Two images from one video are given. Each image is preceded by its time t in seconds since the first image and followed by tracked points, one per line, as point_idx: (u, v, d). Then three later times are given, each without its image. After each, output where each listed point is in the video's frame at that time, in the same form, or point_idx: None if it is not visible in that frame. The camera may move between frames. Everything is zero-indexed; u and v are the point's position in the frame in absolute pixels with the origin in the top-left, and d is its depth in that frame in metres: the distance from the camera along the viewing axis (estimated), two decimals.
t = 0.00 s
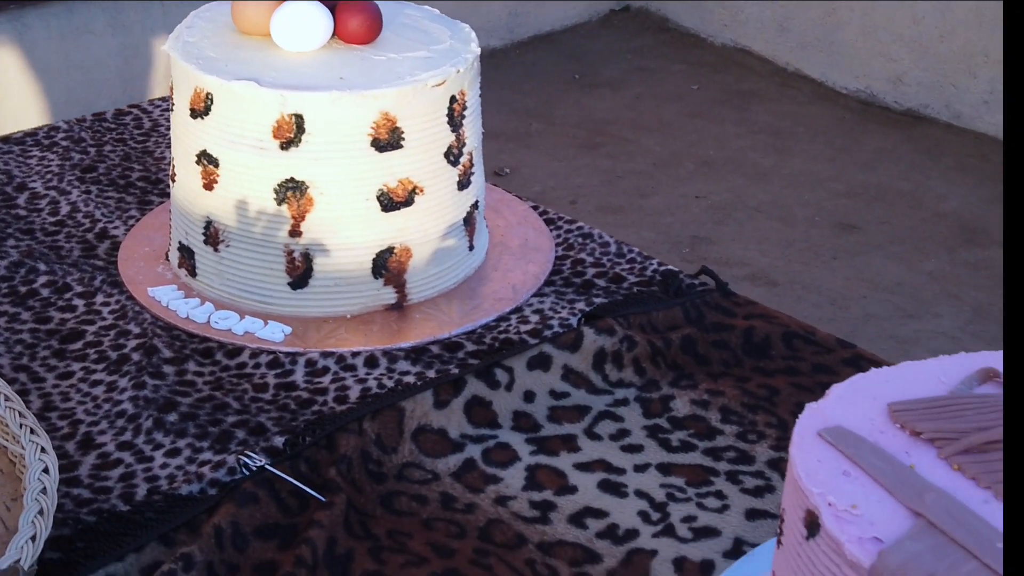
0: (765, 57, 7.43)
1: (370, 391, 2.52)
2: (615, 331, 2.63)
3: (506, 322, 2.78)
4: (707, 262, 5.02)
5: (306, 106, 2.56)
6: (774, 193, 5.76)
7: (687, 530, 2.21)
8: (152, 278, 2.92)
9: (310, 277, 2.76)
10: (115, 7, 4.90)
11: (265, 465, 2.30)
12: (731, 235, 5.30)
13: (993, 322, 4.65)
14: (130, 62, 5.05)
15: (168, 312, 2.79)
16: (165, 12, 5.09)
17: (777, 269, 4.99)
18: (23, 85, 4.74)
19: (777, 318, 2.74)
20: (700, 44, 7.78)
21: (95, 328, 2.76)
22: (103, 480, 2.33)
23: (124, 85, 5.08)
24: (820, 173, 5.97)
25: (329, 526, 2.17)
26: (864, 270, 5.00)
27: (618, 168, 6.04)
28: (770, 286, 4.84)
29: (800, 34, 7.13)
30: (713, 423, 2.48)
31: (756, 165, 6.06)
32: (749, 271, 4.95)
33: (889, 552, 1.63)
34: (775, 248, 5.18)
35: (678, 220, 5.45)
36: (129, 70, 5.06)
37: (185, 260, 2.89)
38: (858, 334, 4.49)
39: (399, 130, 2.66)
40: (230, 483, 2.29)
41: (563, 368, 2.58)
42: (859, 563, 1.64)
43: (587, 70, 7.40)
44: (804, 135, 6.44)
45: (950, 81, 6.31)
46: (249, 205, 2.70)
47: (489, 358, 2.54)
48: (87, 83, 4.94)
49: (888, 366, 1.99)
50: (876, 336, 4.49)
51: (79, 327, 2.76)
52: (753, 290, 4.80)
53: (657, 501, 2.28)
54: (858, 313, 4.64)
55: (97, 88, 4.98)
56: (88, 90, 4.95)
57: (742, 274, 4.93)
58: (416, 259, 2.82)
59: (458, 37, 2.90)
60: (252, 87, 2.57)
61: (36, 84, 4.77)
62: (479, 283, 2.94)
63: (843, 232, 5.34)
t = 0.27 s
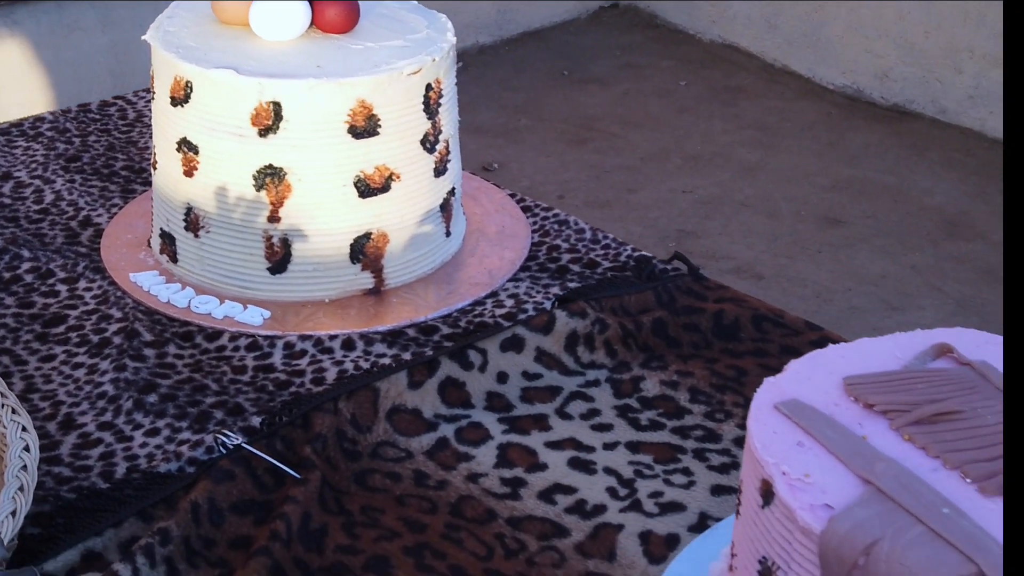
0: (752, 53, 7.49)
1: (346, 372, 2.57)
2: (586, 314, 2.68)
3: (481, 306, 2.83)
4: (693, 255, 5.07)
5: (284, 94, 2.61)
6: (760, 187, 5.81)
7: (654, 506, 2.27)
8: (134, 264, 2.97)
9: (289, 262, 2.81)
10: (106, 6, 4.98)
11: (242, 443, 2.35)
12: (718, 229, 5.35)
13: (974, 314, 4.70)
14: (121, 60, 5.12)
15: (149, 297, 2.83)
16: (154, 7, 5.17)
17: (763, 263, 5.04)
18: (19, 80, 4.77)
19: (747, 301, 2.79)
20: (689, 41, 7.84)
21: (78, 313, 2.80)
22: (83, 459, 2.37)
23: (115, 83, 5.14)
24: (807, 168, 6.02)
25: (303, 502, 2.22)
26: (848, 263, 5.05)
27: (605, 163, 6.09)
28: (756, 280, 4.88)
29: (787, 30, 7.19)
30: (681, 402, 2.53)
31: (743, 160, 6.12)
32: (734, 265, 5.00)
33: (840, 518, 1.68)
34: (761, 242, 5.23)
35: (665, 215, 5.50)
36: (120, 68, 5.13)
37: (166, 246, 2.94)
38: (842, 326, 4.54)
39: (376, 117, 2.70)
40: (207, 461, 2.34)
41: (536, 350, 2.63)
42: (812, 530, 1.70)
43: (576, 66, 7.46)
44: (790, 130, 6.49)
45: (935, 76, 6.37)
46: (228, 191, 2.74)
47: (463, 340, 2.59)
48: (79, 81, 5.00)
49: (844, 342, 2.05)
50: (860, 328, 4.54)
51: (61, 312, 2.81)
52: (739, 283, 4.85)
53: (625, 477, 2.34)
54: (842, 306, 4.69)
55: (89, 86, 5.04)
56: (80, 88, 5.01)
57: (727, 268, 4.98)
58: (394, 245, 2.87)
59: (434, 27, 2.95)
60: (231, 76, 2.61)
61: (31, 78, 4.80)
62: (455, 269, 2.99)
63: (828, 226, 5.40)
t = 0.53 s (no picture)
0: (741, 50, 7.55)
1: (324, 354, 2.62)
2: (560, 297, 2.74)
3: (458, 291, 2.88)
4: (681, 249, 5.12)
5: (263, 82, 2.66)
6: (748, 182, 5.87)
7: (622, 481, 2.33)
8: (118, 251, 3.02)
9: (269, 248, 2.87)
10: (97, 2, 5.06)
11: (220, 422, 2.40)
12: (706, 224, 5.40)
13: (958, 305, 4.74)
14: (112, 54, 5.20)
15: (132, 282, 2.89)
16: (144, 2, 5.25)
17: (751, 257, 5.09)
18: (9, 77, 4.84)
19: (718, 285, 2.85)
20: (679, 37, 7.90)
21: (62, 298, 2.86)
22: (66, 438, 2.42)
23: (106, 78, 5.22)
24: (794, 163, 6.07)
25: (280, 478, 2.27)
26: (834, 257, 5.10)
27: (594, 158, 6.14)
28: (742, 274, 4.93)
29: (775, 27, 7.26)
30: (652, 383, 2.59)
31: (731, 156, 6.18)
32: (721, 259, 5.05)
33: (793, 485, 1.74)
34: (748, 236, 5.29)
35: (653, 210, 5.55)
36: (111, 63, 5.21)
37: (150, 233, 2.99)
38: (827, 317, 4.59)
39: (354, 105, 2.75)
40: (187, 439, 2.39)
41: (510, 332, 2.69)
42: (765, 497, 1.76)
43: (567, 63, 7.52)
44: (777, 125, 6.55)
45: (922, 72, 6.43)
46: (209, 178, 2.80)
47: (439, 323, 2.64)
48: (70, 76, 5.07)
49: (803, 319, 2.10)
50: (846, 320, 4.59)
51: (46, 297, 2.86)
52: (725, 276, 4.90)
53: (595, 454, 2.39)
54: (827, 299, 4.74)
55: (80, 81, 5.11)
56: (72, 83, 5.08)
57: (714, 262, 5.03)
58: (372, 231, 2.92)
59: (412, 18, 3.00)
60: (211, 64, 2.66)
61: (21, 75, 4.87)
62: (433, 255, 3.05)
63: (815, 220, 5.45)
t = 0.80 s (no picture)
0: (731, 46, 7.62)
1: (302, 333, 2.68)
2: (534, 279, 2.80)
3: (435, 274, 2.94)
4: (668, 243, 5.18)
5: (243, 69, 2.71)
6: (736, 176, 5.93)
7: (591, 456, 2.38)
8: (102, 236, 3.08)
9: (250, 232, 2.92)
10: None
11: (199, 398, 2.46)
12: (694, 218, 5.46)
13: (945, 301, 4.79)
14: (105, 48, 5.27)
15: (116, 267, 2.95)
16: None
17: (738, 250, 5.14)
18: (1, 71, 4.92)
19: (690, 269, 2.91)
20: (670, 34, 7.97)
21: (48, 282, 2.91)
22: (49, 415, 2.48)
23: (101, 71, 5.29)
24: (782, 158, 6.13)
25: (257, 453, 2.33)
26: (820, 250, 5.16)
27: (584, 153, 6.20)
28: (730, 266, 4.99)
29: (764, 24, 7.32)
30: (622, 362, 2.65)
31: (719, 151, 6.24)
32: (709, 252, 5.11)
33: (747, 451, 1.80)
34: (735, 230, 5.34)
35: (642, 204, 5.61)
36: (104, 57, 5.28)
37: (133, 218, 3.05)
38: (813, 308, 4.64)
39: (332, 92, 2.81)
40: (167, 416, 2.44)
41: (485, 314, 2.75)
42: (720, 463, 1.82)
43: (557, 59, 7.58)
44: (766, 120, 6.61)
45: (909, 67, 6.49)
46: (191, 163, 2.85)
47: (415, 304, 2.70)
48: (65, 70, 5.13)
49: (763, 295, 2.16)
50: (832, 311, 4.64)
51: (31, 281, 2.92)
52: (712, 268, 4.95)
53: (565, 430, 2.45)
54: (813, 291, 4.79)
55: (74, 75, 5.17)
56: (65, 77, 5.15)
57: (702, 255, 5.08)
58: (351, 216, 2.99)
59: (390, 8, 3.06)
60: (192, 52, 2.72)
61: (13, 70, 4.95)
62: (412, 240, 3.11)
63: (803, 214, 5.51)
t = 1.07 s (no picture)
0: (721, 43, 7.69)
1: (283, 314, 2.74)
2: (509, 261, 2.87)
3: (415, 258, 3.00)
4: (657, 237, 5.25)
5: (225, 57, 2.78)
6: (725, 171, 6.00)
7: (561, 431, 2.45)
8: (88, 220, 3.15)
9: (233, 217, 2.99)
10: None
11: (181, 375, 2.52)
12: (683, 213, 5.52)
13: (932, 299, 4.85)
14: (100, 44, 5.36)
15: (102, 251, 3.02)
16: None
17: (726, 243, 5.20)
18: None
19: (662, 252, 2.98)
20: (661, 31, 8.04)
21: (35, 266, 2.98)
22: (35, 391, 2.54)
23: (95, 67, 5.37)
24: (770, 153, 6.20)
25: (236, 428, 2.40)
26: (808, 243, 5.22)
27: (574, 148, 6.27)
28: (718, 259, 5.05)
29: (754, 21, 7.40)
30: (594, 341, 2.72)
31: (709, 146, 6.31)
32: (698, 246, 5.17)
33: (702, 418, 1.87)
34: (724, 223, 5.40)
35: (632, 198, 5.67)
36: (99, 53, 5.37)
37: (119, 204, 3.12)
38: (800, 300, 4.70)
39: (313, 79, 2.87)
40: (149, 392, 2.51)
41: (461, 295, 2.82)
42: (677, 431, 1.89)
43: (549, 56, 7.65)
44: (755, 116, 6.68)
45: (897, 63, 6.56)
46: (175, 149, 2.91)
47: (392, 285, 2.77)
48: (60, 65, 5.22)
49: (724, 273, 2.23)
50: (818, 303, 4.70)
51: (19, 264, 2.98)
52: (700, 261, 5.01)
53: (536, 406, 2.52)
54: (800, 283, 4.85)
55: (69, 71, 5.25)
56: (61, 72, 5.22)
57: (691, 249, 5.14)
58: (332, 201, 3.05)
59: None
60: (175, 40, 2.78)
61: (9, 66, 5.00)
62: (392, 225, 3.18)
63: (791, 209, 5.57)
